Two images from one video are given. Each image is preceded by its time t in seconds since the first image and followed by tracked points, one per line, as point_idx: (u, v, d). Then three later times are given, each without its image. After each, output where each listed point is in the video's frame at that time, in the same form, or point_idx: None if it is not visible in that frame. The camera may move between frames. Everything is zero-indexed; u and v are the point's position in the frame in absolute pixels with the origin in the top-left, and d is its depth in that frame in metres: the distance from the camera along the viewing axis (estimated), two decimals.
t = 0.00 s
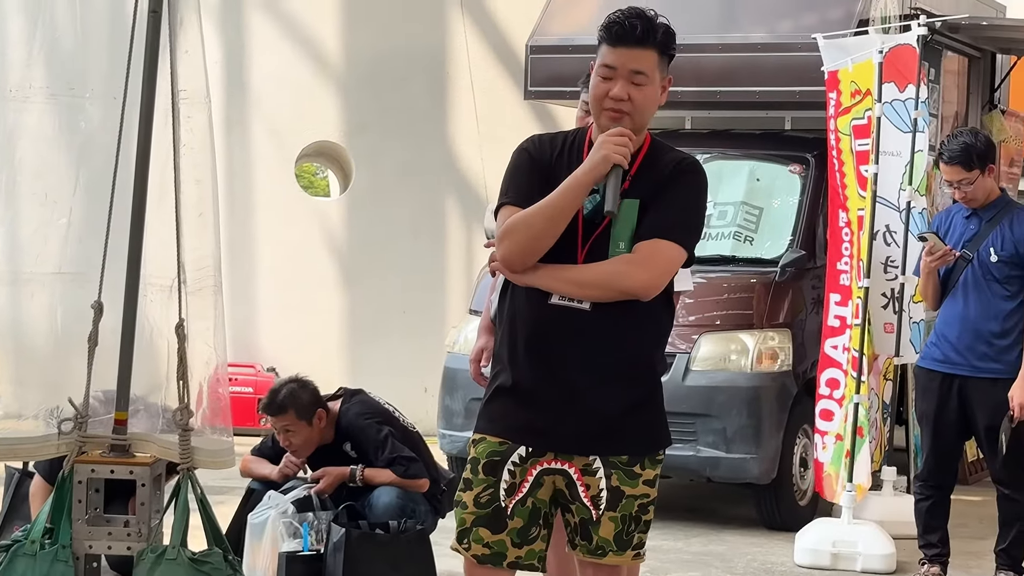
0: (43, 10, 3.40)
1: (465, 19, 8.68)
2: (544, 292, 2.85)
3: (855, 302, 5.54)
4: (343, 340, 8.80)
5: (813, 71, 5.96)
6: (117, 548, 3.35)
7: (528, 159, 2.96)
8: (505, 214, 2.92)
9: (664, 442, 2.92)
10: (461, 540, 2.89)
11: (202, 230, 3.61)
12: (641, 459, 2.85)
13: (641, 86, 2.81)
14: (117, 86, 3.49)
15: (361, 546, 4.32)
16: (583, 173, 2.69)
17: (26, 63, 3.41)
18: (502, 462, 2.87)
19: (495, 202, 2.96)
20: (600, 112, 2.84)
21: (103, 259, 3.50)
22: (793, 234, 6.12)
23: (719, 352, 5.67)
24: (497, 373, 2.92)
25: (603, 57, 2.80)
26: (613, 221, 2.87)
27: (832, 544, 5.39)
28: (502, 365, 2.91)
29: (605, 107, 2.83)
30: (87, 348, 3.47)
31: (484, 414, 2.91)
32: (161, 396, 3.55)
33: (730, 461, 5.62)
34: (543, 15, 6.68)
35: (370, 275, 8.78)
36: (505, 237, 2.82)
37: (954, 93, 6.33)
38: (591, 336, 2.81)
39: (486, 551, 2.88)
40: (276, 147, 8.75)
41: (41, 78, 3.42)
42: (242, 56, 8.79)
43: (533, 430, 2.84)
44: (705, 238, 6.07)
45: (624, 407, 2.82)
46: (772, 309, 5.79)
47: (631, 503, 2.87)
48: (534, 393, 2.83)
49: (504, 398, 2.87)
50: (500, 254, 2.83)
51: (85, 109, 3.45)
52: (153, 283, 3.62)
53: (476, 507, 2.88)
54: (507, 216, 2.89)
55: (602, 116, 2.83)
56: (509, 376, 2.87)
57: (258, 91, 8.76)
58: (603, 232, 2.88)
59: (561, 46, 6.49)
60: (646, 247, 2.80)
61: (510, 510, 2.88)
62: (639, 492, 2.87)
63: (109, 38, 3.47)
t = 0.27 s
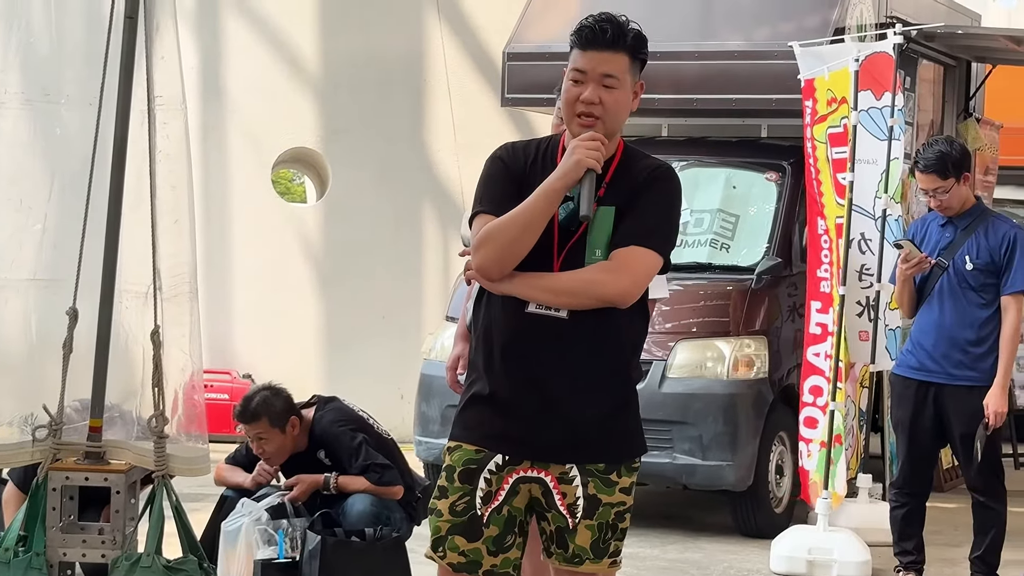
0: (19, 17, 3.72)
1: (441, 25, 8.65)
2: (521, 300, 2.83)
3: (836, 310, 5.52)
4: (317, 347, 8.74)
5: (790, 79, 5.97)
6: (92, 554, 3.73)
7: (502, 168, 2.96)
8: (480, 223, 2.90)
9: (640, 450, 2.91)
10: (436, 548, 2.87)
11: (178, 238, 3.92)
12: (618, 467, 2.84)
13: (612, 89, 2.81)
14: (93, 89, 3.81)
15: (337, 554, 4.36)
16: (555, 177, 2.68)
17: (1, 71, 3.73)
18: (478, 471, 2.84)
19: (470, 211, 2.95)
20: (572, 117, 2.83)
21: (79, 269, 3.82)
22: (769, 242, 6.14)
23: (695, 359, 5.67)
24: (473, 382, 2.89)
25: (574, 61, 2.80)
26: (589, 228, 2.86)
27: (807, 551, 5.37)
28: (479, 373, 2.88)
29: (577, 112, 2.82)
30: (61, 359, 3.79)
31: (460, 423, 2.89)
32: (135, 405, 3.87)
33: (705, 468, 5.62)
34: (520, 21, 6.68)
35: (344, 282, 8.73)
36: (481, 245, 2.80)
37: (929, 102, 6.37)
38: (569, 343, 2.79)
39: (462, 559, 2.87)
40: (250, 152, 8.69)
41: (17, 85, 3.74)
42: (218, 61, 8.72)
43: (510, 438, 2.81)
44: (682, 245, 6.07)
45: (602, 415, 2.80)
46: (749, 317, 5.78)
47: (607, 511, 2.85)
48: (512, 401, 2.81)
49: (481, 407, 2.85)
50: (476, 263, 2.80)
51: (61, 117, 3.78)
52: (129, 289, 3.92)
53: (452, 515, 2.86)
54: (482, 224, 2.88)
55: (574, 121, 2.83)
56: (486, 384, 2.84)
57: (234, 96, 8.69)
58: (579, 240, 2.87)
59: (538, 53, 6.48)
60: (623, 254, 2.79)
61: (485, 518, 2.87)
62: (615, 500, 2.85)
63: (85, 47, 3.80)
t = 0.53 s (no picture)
0: None
1: (421, 29, 8.61)
2: (501, 305, 2.81)
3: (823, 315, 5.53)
4: (294, 352, 8.70)
5: (770, 85, 5.98)
6: (70, 560, 3.74)
7: (479, 171, 2.95)
8: (458, 229, 2.88)
9: (619, 453, 2.90)
10: (416, 553, 2.85)
11: (157, 241, 4.01)
12: (598, 471, 2.83)
13: (591, 93, 2.80)
14: (74, 92, 3.91)
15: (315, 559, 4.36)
16: (538, 179, 2.67)
17: None
18: (458, 476, 2.83)
19: (448, 216, 2.93)
20: (551, 122, 2.82)
21: (56, 273, 3.92)
22: (749, 247, 6.14)
23: (675, 364, 5.67)
24: (452, 387, 2.87)
25: (553, 64, 2.79)
26: (569, 232, 2.85)
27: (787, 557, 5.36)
28: (458, 378, 2.86)
29: (556, 116, 2.81)
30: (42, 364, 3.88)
31: (438, 428, 2.86)
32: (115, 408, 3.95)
33: (685, 473, 5.62)
34: (502, 26, 6.66)
35: (322, 286, 8.69)
36: (461, 250, 2.78)
37: (909, 108, 6.40)
38: (549, 347, 2.78)
39: (442, 564, 2.85)
40: (229, 157, 8.66)
41: None
42: (198, 65, 8.71)
43: (491, 443, 2.80)
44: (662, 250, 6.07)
45: (583, 419, 2.80)
46: (728, 321, 5.78)
47: (588, 516, 2.84)
48: (493, 405, 2.79)
49: (460, 412, 2.83)
50: (456, 268, 2.78)
51: (40, 121, 3.88)
52: (107, 293, 3.99)
53: (431, 521, 2.85)
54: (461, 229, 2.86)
55: (553, 126, 2.82)
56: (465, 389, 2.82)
57: (213, 101, 8.66)
58: (558, 244, 2.86)
59: (520, 58, 6.48)
60: (604, 257, 2.79)
61: (466, 523, 2.85)
62: (595, 504, 2.84)
63: (64, 54, 3.90)
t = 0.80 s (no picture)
0: None
1: (407, 32, 8.62)
2: (486, 308, 2.81)
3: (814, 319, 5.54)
4: (281, 355, 8.69)
5: (754, 88, 5.99)
6: (52, 562, 3.76)
7: (463, 173, 2.94)
8: (441, 231, 2.89)
9: (602, 457, 2.90)
10: (398, 556, 2.83)
11: (142, 242, 4.03)
12: (581, 475, 2.83)
13: (576, 96, 2.81)
14: (58, 92, 3.91)
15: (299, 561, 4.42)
16: (525, 183, 2.68)
17: None
18: (442, 479, 2.81)
19: (432, 219, 2.93)
20: (536, 125, 2.82)
21: (40, 273, 3.92)
22: (733, 250, 6.15)
23: (659, 367, 5.68)
24: (435, 390, 2.85)
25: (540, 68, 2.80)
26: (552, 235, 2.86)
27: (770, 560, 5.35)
28: (441, 381, 2.85)
29: (541, 119, 2.81)
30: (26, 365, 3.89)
31: (420, 431, 2.84)
32: (97, 411, 3.95)
33: (669, 476, 5.63)
34: (486, 29, 6.67)
35: (309, 289, 8.69)
36: (446, 252, 2.78)
37: (893, 112, 6.42)
38: (534, 350, 2.79)
39: (424, 567, 2.83)
40: (214, 159, 8.65)
41: None
42: (184, 67, 8.71)
43: (474, 445, 2.79)
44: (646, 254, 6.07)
45: (567, 422, 2.79)
46: (712, 325, 5.79)
47: (572, 518, 2.84)
48: (477, 408, 2.78)
49: (443, 415, 2.81)
50: (441, 270, 2.78)
51: (24, 122, 3.89)
52: (91, 295, 4.00)
53: (415, 524, 2.83)
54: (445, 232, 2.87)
55: (537, 129, 2.82)
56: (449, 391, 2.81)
57: (200, 103, 8.66)
58: (542, 248, 2.86)
59: (505, 61, 6.49)
60: (588, 260, 2.80)
61: (449, 526, 2.83)
62: (579, 507, 2.84)
63: (49, 54, 3.90)
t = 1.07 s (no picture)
0: None
1: (391, 34, 8.70)
2: (470, 311, 2.78)
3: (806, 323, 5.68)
4: (267, 357, 8.68)
5: (737, 91, 6.01)
6: (33, 565, 3.76)
7: (444, 175, 2.88)
8: (428, 233, 2.83)
9: (584, 460, 2.88)
10: (381, 559, 2.80)
11: (123, 245, 4.01)
12: (564, 477, 2.81)
13: (574, 98, 2.79)
14: (40, 93, 3.91)
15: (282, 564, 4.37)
16: (523, 187, 2.63)
17: None
18: (426, 482, 2.79)
19: (415, 221, 2.87)
20: (537, 129, 2.78)
21: (21, 277, 3.93)
22: (716, 253, 6.16)
23: (642, 370, 5.68)
24: (418, 393, 2.83)
25: (542, 73, 2.73)
26: (535, 239, 2.84)
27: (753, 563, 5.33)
28: (425, 384, 2.82)
29: (541, 123, 2.78)
30: (6, 366, 3.91)
31: (404, 433, 2.82)
32: (79, 413, 3.96)
33: (652, 479, 5.63)
34: (469, 33, 6.69)
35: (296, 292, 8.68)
36: (436, 252, 2.74)
37: (875, 115, 6.44)
38: (518, 353, 2.76)
39: (407, 570, 2.81)
40: (198, 161, 8.63)
41: None
42: (168, 69, 8.66)
43: (458, 448, 2.76)
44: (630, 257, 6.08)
45: (550, 424, 2.77)
46: (695, 327, 5.80)
47: (554, 521, 2.81)
48: (461, 411, 2.76)
49: (428, 418, 2.79)
50: (432, 271, 2.74)
51: (5, 123, 3.90)
52: (72, 297, 3.97)
53: (397, 527, 2.80)
54: (435, 234, 2.81)
55: (538, 132, 2.78)
56: (433, 395, 2.79)
57: (184, 104, 8.63)
58: (525, 251, 2.84)
59: (489, 64, 6.49)
60: (572, 263, 2.78)
61: (432, 529, 2.82)
62: (561, 509, 2.81)
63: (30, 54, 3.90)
